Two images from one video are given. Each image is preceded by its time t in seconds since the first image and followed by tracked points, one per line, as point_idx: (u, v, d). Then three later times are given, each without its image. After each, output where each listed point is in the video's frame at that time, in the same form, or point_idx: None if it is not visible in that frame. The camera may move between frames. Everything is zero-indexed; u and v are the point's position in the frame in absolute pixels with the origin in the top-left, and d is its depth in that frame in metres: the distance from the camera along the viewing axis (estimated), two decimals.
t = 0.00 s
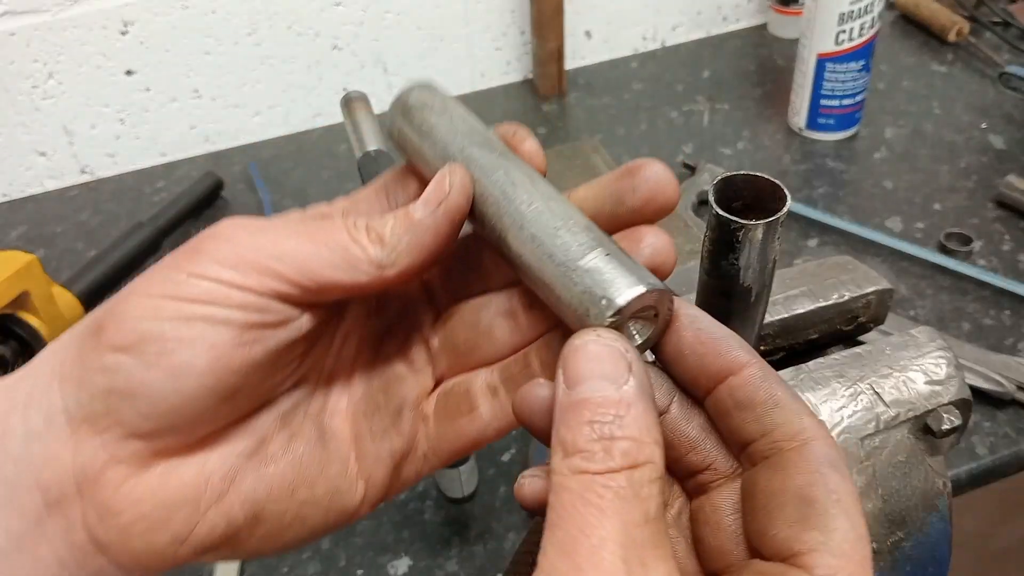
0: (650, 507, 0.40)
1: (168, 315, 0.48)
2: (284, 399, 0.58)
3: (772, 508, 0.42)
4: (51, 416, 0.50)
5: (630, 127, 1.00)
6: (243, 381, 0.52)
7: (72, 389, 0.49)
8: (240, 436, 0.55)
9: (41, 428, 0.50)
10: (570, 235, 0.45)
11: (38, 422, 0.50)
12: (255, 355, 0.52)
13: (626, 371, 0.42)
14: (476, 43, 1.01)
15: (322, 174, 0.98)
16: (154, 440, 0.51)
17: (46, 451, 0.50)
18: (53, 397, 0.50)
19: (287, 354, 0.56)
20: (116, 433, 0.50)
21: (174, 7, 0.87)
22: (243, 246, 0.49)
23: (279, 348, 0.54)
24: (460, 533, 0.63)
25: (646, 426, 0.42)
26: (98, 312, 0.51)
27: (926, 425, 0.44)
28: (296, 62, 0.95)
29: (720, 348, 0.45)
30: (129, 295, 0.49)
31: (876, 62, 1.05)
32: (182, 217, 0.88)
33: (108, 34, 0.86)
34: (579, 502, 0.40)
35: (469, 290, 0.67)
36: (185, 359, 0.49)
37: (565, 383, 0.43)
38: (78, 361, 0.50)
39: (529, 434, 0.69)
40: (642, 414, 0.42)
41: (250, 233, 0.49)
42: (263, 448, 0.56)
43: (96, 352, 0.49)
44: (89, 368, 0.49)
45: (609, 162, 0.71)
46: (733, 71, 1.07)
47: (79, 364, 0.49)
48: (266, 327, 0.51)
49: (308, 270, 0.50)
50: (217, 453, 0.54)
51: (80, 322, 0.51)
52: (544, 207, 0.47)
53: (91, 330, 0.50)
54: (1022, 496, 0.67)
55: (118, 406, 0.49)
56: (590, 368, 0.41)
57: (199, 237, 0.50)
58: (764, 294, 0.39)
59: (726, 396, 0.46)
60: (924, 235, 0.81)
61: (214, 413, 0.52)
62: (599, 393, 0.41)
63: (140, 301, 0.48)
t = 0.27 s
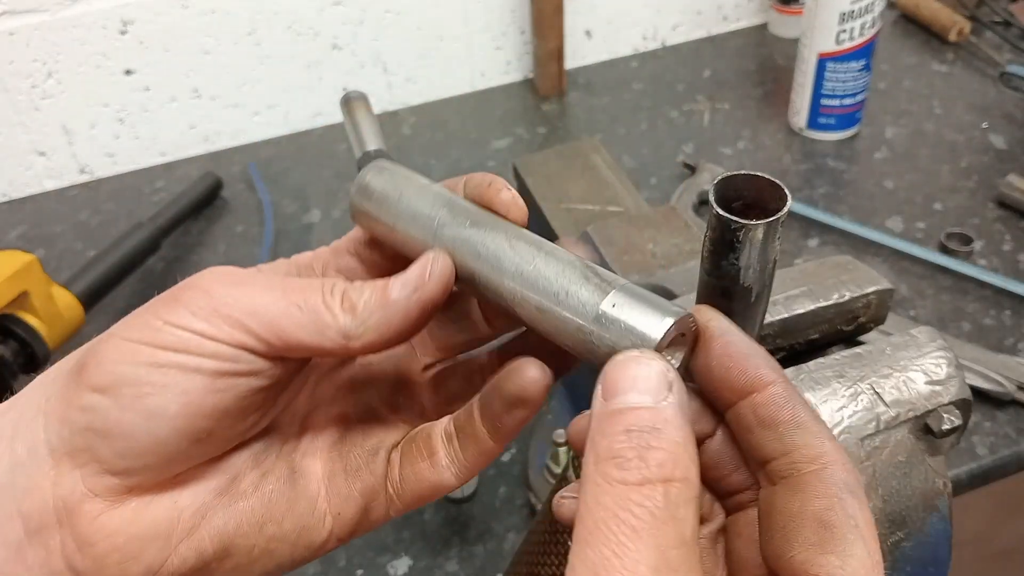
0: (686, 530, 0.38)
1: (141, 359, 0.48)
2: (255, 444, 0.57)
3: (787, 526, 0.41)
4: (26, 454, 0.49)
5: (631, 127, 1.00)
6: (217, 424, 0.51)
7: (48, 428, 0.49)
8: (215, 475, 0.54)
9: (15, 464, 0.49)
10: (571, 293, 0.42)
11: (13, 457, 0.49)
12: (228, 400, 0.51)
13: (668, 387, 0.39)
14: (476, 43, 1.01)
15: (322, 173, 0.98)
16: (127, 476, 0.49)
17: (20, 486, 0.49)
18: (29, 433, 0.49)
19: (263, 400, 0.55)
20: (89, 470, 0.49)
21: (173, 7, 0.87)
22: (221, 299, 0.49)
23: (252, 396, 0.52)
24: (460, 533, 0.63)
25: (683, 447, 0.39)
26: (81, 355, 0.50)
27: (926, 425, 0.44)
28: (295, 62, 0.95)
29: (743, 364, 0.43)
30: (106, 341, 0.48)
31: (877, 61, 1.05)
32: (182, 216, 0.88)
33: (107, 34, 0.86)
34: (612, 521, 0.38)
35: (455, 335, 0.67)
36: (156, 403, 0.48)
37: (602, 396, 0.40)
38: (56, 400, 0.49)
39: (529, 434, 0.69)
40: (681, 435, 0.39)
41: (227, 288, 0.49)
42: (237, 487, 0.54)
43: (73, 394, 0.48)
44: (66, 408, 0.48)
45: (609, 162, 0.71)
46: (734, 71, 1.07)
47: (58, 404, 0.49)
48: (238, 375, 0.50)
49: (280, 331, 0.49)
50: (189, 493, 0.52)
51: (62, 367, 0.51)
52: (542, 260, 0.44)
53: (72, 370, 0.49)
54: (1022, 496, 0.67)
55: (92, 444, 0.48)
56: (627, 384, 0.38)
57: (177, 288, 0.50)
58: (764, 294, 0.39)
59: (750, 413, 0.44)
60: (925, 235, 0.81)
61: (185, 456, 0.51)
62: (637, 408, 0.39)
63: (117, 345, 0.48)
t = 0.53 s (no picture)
0: (720, 523, 0.38)
1: (134, 369, 0.45)
2: (248, 456, 0.54)
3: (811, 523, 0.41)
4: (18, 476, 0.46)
5: (631, 127, 1.00)
6: (212, 429, 0.49)
7: (41, 447, 0.46)
8: (212, 488, 0.51)
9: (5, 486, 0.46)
10: (578, 317, 0.43)
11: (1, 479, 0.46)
12: (222, 404, 0.49)
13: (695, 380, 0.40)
14: (477, 42, 1.01)
15: (321, 173, 0.98)
16: (126, 492, 0.46)
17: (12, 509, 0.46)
18: (17, 453, 0.46)
19: (255, 397, 0.53)
20: (83, 490, 0.46)
21: (173, 6, 0.86)
22: (203, 289, 0.46)
23: (242, 399, 0.51)
24: (459, 533, 0.63)
25: (716, 441, 0.39)
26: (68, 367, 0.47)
27: (927, 425, 0.44)
28: (295, 61, 0.95)
29: (759, 364, 0.44)
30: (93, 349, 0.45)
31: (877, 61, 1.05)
32: (182, 216, 0.88)
33: (107, 33, 0.86)
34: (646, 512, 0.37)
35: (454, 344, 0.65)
36: (150, 412, 0.45)
37: (630, 392, 0.40)
38: (47, 417, 0.46)
39: (528, 434, 0.69)
40: (714, 428, 0.39)
41: (214, 280, 0.46)
42: (235, 499, 0.52)
43: (63, 409, 0.45)
44: (57, 424, 0.45)
45: (609, 162, 0.71)
46: (734, 70, 1.07)
47: (48, 422, 0.46)
48: (225, 372, 0.49)
49: (261, 311, 0.47)
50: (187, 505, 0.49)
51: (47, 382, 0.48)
52: (548, 280, 0.45)
53: (61, 383, 0.46)
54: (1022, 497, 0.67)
55: (86, 459, 0.45)
56: (655, 377, 0.39)
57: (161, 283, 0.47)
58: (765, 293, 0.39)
59: (771, 409, 0.44)
60: (925, 235, 0.81)
61: (184, 468, 0.48)
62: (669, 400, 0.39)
63: (105, 355, 0.45)
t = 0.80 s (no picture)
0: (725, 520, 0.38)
1: (141, 389, 0.45)
2: (251, 477, 0.53)
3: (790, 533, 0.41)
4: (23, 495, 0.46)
5: (631, 127, 1.00)
6: (215, 452, 0.48)
7: (47, 468, 0.46)
8: (211, 508, 0.49)
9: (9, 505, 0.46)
10: (576, 347, 0.41)
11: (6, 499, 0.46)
12: (227, 428, 0.48)
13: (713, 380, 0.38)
14: (477, 43, 1.01)
15: (321, 173, 0.98)
16: (128, 510, 0.46)
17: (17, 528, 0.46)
18: (23, 474, 0.46)
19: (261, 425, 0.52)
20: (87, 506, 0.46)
21: (173, 7, 0.87)
22: (216, 325, 0.47)
23: (248, 425, 0.50)
24: (460, 533, 0.63)
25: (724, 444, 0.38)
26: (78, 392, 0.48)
27: (926, 425, 0.44)
28: (295, 62, 0.95)
29: (752, 376, 0.42)
30: (103, 374, 0.46)
31: (877, 62, 1.05)
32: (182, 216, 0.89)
33: (107, 33, 0.86)
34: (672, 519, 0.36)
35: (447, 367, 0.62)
36: (153, 432, 0.45)
37: (650, 382, 0.37)
38: (53, 437, 0.46)
39: (529, 434, 0.69)
40: (727, 431, 0.38)
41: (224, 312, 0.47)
42: (234, 519, 0.49)
43: (70, 431, 0.46)
44: (65, 446, 0.46)
45: (609, 163, 0.71)
46: (734, 71, 1.07)
47: (55, 442, 0.46)
48: (234, 403, 0.48)
49: (270, 348, 0.47)
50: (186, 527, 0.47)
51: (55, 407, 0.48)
52: (542, 312, 0.43)
53: (70, 407, 0.47)
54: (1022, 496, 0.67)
55: (92, 478, 0.45)
56: (678, 373, 0.37)
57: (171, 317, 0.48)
58: (764, 294, 0.39)
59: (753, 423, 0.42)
60: (925, 235, 0.81)
61: (186, 490, 0.47)
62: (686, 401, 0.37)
63: (116, 378, 0.46)
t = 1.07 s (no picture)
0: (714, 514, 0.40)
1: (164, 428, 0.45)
2: (252, 495, 0.53)
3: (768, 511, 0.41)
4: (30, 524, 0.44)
5: (631, 127, 1.00)
6: (226, 491, 0.48)
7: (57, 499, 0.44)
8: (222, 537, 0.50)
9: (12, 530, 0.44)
10: (577, 355, 0.42)
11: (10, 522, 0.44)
12: (242, 469, 0.48)
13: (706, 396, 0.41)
14: (477, 43, 1.01)
15: (321, 173, 0.98)
16: (147, 545, 0.45)
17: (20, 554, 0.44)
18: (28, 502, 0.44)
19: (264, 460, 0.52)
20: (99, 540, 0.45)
21: (173, 7, 0.87)
22: (238, 363, 0.46)
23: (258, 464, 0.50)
24: (459, 533, 0.63)
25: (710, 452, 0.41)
26: (85, 419, 0.46)
27: (926, 425, 0.44)
28: (295, 61, 0.95)
29: (737, 358, 0.43)
30: (121, 404, 0.45)
31: (877, 62, 1.05)
32: (182, 216, 0.89)
33: (107, 34, 0.86)
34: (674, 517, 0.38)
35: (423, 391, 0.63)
36: (173, 472, 0.45)
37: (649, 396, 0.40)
38: (64, 463, 0.44)
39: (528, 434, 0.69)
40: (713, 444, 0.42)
41: (245, 349, 0.46)
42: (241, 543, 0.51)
43: (84, 463, 0.44)
44: (78, 478, 0.44)
45: (609, 163, 0.72)
46: (734, 71, 1.07)
47: (66, 473, 0.44)
48: (248, 444, 0.48)
49: (284, 390, 0.46)
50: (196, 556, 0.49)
51: (59, 425, 0.46)
52: (535, 333, 0.43)
53: (78, 433, 0.45)
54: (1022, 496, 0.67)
55: (107, 514, 0.44)
56: (677, 389, 0.40)
57: (190, 350, 0.46)
58: (764, 294, 0.39)
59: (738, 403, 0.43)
60: (925, 235, 0.81)
61: (196, 527, 0.48)
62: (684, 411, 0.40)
63: (134, 415, 0.44)
